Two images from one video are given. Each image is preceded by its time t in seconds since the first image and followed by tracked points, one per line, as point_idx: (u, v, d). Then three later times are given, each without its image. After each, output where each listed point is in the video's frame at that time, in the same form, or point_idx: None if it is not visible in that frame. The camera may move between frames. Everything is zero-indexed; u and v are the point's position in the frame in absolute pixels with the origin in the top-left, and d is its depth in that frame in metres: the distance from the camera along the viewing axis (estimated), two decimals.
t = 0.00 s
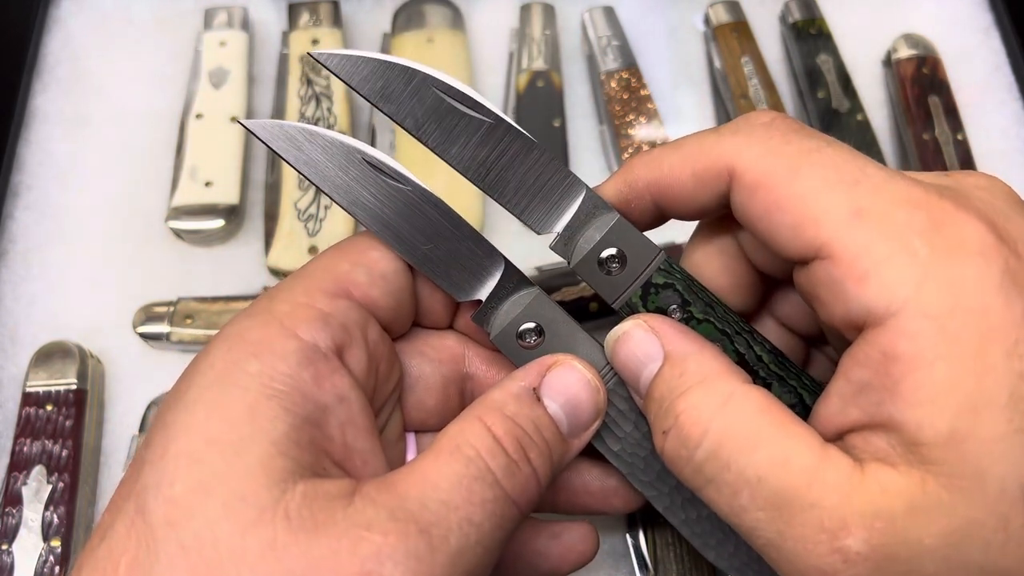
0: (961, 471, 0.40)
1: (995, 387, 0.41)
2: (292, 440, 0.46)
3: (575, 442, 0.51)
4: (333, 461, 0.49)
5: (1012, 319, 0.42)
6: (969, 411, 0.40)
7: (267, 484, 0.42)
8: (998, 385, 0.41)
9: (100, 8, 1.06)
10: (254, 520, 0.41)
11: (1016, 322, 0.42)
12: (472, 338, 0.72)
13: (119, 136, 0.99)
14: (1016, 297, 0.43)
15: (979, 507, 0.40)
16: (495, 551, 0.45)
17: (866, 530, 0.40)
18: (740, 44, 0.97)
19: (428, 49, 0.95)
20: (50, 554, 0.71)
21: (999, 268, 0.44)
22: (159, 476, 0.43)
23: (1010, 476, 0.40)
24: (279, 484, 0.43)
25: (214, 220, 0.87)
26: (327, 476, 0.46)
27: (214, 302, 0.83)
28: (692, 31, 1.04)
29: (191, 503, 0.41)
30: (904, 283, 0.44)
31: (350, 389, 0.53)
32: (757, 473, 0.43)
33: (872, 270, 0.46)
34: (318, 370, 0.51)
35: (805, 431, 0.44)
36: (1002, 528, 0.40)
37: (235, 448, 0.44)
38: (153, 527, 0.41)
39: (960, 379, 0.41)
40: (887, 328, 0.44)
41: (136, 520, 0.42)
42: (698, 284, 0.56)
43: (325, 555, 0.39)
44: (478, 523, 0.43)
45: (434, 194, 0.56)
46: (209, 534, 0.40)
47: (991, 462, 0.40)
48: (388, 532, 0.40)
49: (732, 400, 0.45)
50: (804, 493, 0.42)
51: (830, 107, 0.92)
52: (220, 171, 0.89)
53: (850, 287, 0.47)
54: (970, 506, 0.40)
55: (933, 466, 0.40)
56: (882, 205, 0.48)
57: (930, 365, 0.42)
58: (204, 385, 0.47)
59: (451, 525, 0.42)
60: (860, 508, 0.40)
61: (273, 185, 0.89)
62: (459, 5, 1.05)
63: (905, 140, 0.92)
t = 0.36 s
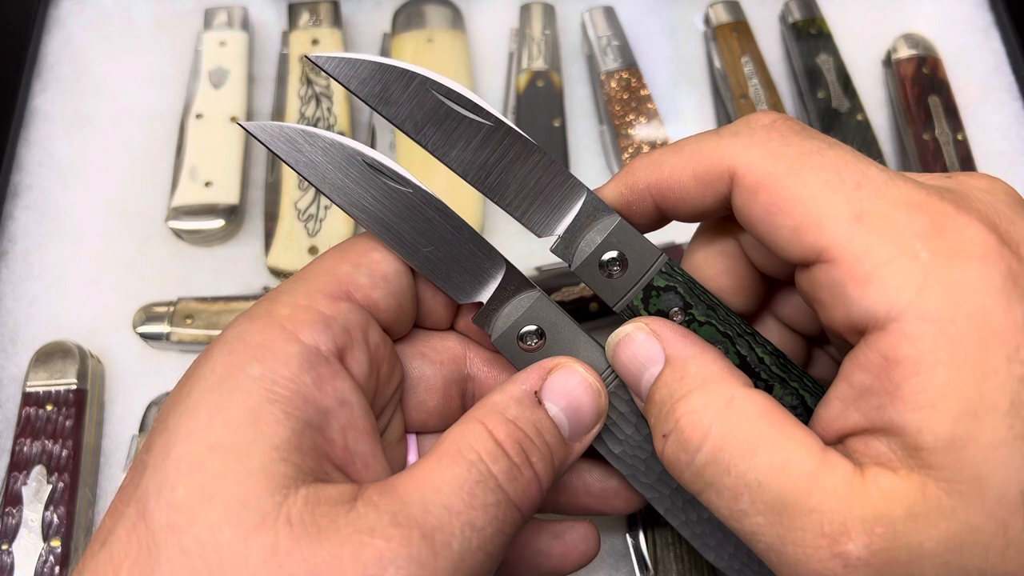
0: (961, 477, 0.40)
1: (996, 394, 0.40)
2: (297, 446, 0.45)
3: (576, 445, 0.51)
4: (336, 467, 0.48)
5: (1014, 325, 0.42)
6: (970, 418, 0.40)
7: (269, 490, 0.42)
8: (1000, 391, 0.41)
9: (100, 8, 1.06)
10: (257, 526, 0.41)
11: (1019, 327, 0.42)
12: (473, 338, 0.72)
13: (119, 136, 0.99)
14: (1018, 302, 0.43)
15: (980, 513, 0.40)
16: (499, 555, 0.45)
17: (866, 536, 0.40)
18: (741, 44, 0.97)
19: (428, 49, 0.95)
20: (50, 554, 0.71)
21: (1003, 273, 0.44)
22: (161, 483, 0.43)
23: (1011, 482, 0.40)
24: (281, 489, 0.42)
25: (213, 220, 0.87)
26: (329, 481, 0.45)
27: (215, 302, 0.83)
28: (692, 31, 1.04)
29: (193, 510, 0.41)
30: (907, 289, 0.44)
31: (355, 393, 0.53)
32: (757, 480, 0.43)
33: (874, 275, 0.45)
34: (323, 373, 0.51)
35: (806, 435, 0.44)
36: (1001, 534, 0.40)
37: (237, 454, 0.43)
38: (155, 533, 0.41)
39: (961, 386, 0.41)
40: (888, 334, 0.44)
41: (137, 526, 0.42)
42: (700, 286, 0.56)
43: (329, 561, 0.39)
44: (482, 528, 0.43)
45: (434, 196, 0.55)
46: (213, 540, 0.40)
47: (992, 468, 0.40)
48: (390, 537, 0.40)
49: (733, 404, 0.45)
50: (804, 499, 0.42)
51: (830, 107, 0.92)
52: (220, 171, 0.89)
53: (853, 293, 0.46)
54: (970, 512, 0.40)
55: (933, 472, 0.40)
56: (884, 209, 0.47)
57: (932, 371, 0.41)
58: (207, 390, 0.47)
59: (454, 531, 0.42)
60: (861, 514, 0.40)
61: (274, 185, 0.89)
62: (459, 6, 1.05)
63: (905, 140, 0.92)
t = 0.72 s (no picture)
0: (963, 489, 0.40)
1: (1000, 407, 0.40)
2: (301, 461, 0.45)
3: (579, 452, 0.51)
4: (340, 480, 0.48)
5: (1020, 338, 0.42)
6: (973, 432, 0.40)
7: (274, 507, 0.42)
8: (1003, 405, 0.40)
9: (100, 8, 1.06)
10: (262, 543, 0.40)
11: None
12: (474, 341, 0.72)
13: (118, 136, 0.99)
14: None
15: (981, 525, 0.40)
16: (503, 565, 0.45)
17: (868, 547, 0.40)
18: (741, 44, 0.97)
19: (428, 49, 0.95)
20: (50, 554, 0.71)
21: (1010, 285, 0.44)
22: (162, 496, 0.42)
23: (1013, 494, 0.40)
24: (286, 506, 0.42)
25: (213, 220, 0.87)
26: (334, 497, 0.45)
27: (215, 302, 0.83)
28: (692, 31, 1.04)
29: (197, 527, 0.41)
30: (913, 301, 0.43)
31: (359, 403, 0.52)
32: (758, 490, 0.43)
33: (879, 286, 0.45)
34: (326, 385, 0.51)
35: (809, 444, 0.44)
36: (1001, 544, 0.40)
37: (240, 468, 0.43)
38: (157, 548, 0.41)
39: (965, 400, 0.41)
40: (893, 345, 0.43)
41: (140, 537, 0.42)
42: (703, 292, 0.56)
43: None
44: (486, 541, 0.43)
45: (436, 201, 0.55)
46: (217, 556, 0.40)
47: (994, 481, 0.40)
48: (397, 554, 0.40)
49: (736, 413, 0.45)
50: (805, 511, 0.42)
51: (830, 107, 0.92)
52: (220, 172, 0.89)
53: (857, 302, 0.46)
54: (972, 525, 0.40)
55: (936, 484, 0.40)
56: (890, 218, 0.47)
57: (936, 385, 0.41)
58: (211, 401, 0.46)
59: (459, 545, 0.42)
60: (863, 526, 0.41)
61: (273, 184, 0.89)
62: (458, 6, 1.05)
63: (905, 139, 0.92)
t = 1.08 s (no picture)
0: (964, 490, 0.40)
1: (1001, 408, 0.40)
2: (303, 462, 0.45)
3: (582, 452, 0.51)
4: (342, 480, 0.48)
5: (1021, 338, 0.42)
6: (975, 432, 0.40)
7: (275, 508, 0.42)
8: (1004, 405, 0.40)
9: (100, 8, 1.06)
10: (264, 544, 0.40)
11: None
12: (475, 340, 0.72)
13: (118, 136, 0.99)
14: None
15: (982, 526, 0.40)
16: (505, 566, 0.45)
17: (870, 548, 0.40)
18: (741, 44, 0.97)
19: (428, 49, 0.95)
20: (50, 554, 0.71)
21: (1011, 285, 0.44)
22: (164, 497, 0.42)
23: (1014, 494, 0.40)
24: (289, 507, 0.42)
25: (213, 220, 0.87)
26: (337, 498, 0.45)
27: (215, 302, 0.83)
28: (692, 31, 1.04)
29: (198, 528, 0.41)
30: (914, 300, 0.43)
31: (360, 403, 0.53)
32: (759, 490, 0.43)
33: (880, 285, 0.45)
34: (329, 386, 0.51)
35: (810, 445, 0.44)
36: (1002, 545, 0.40)
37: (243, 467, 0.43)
38: (159, 550, 0.41)
39: (967, 400, 0.41)
40: (894, 345, 0.43)
41: (142, 538, 0.42)
42: (705, 291, 0.56)
43: None
44: (489, 542, 0.43)
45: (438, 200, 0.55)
46: (218, 557, 0.40)
47: (995, 481, 0.40)
48: (399, 555, 0.40)
49: (737, 413, 0.45)
50: (806, 511, 0.42)
51: (830, 107, 0.92)
52: (220, 172, 0.89)
53: (858, 302, 0.46)
54: (973, 524, 0.40)
55: (938, 485, 0.40)
56: (892, 217, 0.47)
57: (937, 386, 0.41)
58: (213, 402, 0.46)
59: (460, 545, 0.42)
60: (864, 526, 0.41)
61: (274, 184, 0.89)
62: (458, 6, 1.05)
63: (905, 139, 0.92)
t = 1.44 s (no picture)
0: (965, 490, 0.40)
1: (1002, 408, 0.40)
2: (304, 461, 0.45)
3: (584, 451, 0.51)
4: (344, 480, 0.48)
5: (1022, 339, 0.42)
6: (976, 432, 0.40)
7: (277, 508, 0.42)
8: (1005, 405, 0.40)
9: (100, 8, 1.06)
10: (267, 545, 0.40)
11: None
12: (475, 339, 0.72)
13: (117, 136, 0.99)
14: None
15: (982, 526, 0.40)
16: (507, 566, 0.45)
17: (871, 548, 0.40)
18: (741, 44, 0.97)
19: (428, 49, 0.95)
20: (50, 554, 0.71)
21: (1012, 286, 0.44)
22: (167, 497, 0.42)
23: (1014, 494, 0.40)
24: (291, 507, 0.42)
25: (213, 220, 0.87)
26: (339, 497, 0.45)
27: (215, 302, 0.83)
28: (692, 31, 1.04)
29: (201, 528, 0.41)
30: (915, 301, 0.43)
31: (363, 402, 0.52)
32: (760, 490, 0.43)
33: (881, 285, 0.45)
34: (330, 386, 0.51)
35: (811, 444, 0.43)
36: (1003, 545, 0.40)
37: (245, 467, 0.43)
38: (161, 550, 0.41)
39: (968, 401, 0.41)
40: (895, 345, 0.43)
41: (144, 538, 0.42)
42: (706, 290, 0.56)
43: None
44: (491, 542, 0.43)
45: (439, 199, 0.55)
46: (221, 558, 0.40)
47: (996, 481, 0.40)
48: (402, 555, 0.40)
49: (738, 413, 0.45)
50: (808, 511, 0.42)
51: (830, 107, 0.92)
52: (220, 172, 0.89)
53: (859, 302, 0.46)
54: (974, 524, 0.40)
55: (939, 485, 0.40)
56: (893, 217, 0.47)
57: (939, 386, 0.41)
58: (214, 402, 0.46)
59: (462, 545, 0.42)
60: (865, 526, 0.41)
61: (274, 185, 0.89)
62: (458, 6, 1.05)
63: (905, 139, 0.92)
